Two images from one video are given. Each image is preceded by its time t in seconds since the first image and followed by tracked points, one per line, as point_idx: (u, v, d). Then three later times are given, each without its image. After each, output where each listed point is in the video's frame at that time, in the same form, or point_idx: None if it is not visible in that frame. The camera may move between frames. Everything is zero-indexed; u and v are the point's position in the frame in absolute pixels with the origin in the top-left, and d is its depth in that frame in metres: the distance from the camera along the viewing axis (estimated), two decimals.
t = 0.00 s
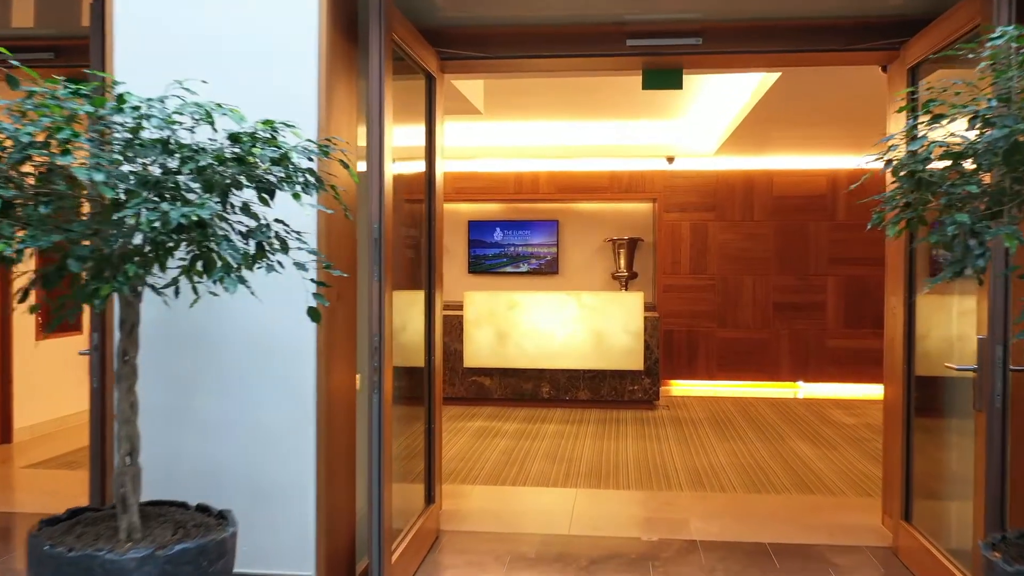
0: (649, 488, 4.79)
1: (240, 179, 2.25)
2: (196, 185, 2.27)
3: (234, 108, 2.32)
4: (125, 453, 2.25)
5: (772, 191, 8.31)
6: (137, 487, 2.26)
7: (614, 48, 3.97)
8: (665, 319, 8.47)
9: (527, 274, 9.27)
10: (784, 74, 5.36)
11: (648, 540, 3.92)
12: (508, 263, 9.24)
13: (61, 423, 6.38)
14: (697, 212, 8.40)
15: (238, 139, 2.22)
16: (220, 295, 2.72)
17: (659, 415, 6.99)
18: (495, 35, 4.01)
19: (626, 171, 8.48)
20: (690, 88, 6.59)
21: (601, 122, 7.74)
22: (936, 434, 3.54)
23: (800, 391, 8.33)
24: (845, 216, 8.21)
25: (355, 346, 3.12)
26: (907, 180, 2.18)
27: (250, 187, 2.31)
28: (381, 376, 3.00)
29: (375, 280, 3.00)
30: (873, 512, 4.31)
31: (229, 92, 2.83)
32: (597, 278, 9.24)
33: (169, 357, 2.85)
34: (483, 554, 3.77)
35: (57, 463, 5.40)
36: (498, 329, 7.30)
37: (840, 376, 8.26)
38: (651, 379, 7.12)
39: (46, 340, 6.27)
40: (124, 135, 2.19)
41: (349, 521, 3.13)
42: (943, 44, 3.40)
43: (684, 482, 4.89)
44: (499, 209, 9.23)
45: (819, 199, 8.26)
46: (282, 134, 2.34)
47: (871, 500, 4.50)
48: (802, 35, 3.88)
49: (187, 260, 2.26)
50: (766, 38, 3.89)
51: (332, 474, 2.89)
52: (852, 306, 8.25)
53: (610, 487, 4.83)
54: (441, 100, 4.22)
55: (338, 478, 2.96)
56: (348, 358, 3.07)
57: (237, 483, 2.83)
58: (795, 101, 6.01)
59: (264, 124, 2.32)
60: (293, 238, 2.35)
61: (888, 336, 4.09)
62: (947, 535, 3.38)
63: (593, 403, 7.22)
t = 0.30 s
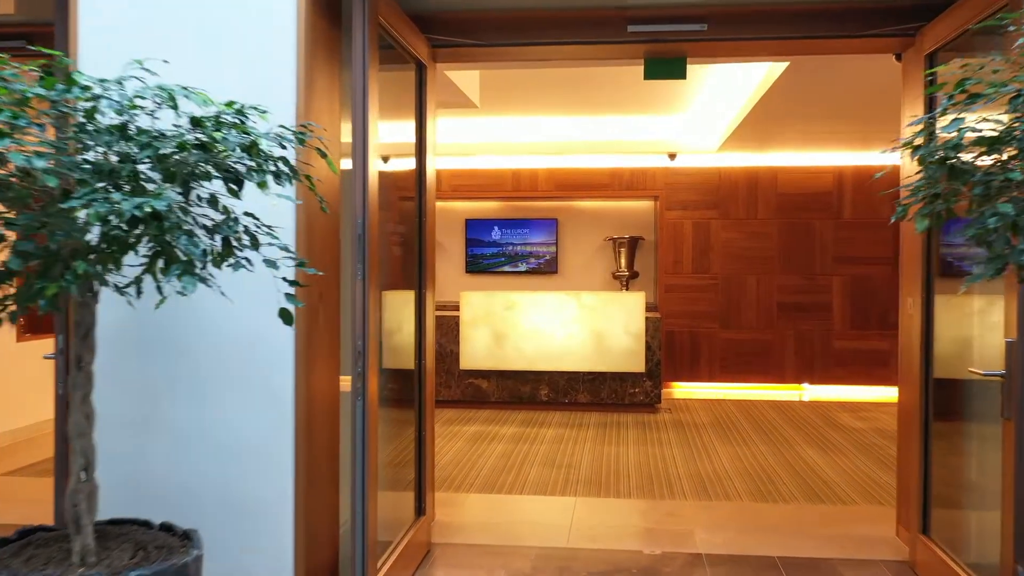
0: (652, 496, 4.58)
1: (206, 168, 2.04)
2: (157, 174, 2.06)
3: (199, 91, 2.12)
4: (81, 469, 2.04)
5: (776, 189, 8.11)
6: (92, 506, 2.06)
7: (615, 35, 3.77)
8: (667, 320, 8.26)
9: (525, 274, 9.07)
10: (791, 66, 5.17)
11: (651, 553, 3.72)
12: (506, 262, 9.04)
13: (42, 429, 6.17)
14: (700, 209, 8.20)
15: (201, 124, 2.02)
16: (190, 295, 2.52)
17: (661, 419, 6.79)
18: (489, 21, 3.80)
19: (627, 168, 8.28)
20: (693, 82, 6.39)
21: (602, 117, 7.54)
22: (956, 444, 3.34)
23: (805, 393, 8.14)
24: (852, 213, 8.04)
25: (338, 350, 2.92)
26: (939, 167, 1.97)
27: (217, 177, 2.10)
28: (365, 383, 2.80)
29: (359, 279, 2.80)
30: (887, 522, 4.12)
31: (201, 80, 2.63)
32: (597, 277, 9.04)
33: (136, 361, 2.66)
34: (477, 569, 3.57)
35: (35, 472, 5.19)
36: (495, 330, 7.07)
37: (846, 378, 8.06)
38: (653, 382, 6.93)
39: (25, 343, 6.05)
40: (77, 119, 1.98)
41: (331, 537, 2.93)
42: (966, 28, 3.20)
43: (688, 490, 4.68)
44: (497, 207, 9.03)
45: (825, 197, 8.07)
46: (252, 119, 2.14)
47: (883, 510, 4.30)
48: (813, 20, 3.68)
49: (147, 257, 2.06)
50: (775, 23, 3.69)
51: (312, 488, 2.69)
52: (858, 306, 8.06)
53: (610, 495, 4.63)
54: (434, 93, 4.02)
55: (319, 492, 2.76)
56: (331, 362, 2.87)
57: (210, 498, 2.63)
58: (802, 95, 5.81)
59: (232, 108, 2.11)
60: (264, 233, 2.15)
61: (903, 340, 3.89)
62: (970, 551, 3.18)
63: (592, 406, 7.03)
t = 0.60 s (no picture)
0: (651, 507, 4.40)
1: (160, 159, 1.84)
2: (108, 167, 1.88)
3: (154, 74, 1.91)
4: (22, 492, 1.82)
5: (779, 187, 7.92)
6: (35, 530, 1.87)
7: (613, 22, 3.58)
8: (666, 321, 8.06)
9: (522, 275, 8.88)
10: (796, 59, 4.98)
11: (651, 569, 3.53)
12: (503, 263, 8.85)
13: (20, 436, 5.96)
14: (700, 208, 8.01)
15: (153, 111, 1.82)
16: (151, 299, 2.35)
17: (661, 423, 6.61)
18: (479, 8, 3.61)
19: (626, 166, 8.09)
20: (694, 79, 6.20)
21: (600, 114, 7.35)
22: (974, 455, 3.15)
23: (809, 397, 7.97)
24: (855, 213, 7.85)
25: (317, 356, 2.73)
26: (972, 156, 1.79)
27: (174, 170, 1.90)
28: (344, 392, 2.61)
29: (337, 280, 2.60)
30: (898, 535, 3.93)
31: (165, 71, 2.43)
32: (596, 278, 8.85)
33: (97, 370, 2.49)
34: None
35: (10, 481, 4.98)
36: (491, 332, 6.86)
37: (849, 381, 7.89)
38: (653, 386, 6.75)
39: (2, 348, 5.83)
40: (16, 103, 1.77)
41: (311, 556, 2.74)
42: (987, 14, 3.01)
43: (689, 500, 4.50)
44: (494, 207, 8.84)
45: (829, 195, 7.87)
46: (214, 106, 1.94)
47: (894, 522, 4.11)
48: (821, 7, 3.49)
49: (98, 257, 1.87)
50: (781, 10, 3.49)
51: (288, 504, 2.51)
52: (863, 308, 7.87)
53: (608, 505, 4.44)
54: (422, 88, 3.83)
55: (297, 506, 2.57)
56: (308, 370, 2.68)
57: (178, 516, 2.46)
58: (808, 90, 5.62)
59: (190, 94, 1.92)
60: (227, 231, 1.95)
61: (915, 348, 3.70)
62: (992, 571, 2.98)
63: (591, 411, 6.83)
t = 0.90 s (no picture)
0: (648, 518, 4.20)
1: (98, 146, 1.64)
2: (39, 156, 1.68)
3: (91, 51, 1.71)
4: None
5: (781, 185, 7.73)
6: None
7: (609, 7, 3.38)
8: (665, 323, 7.86)
9: (518, 275, 8.69)
10: (799, 50, 4.79)
11: None
12: (498, 262, 8.65)
13: None
14: (700, 207, 7.82)
15: (88, 93, 1.63)
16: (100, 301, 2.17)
17: (660, 428, 6.41)
18: None
19: (624, 163, 7.89)
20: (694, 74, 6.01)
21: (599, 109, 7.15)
22: (990, 463, 2.95)
23: (811, 400, 7.79)
24: (859, 211, 7.67)
25: (288, 363, 2.54)
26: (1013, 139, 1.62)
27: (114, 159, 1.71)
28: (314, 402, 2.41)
29: (308, 281, 2.40)
30: (907, 548, 3.74)
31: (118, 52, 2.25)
32: (593, 278, 8.66)
33: (48, 377, 2.32)
34: None
35: None
36: (484, 334, 6.66)
37: (852, 384, 7.71)
38: (651, 389, 6.58)
39: None
40: None
41: None
42: None
43: (688, 510, 4.31)
44: (489, 205, 8.65)
45: (832, 193, 7.68)
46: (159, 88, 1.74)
47: (902, 534, 3.92)
48: None
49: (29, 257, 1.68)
50: None
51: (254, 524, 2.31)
52: (867, 309, 7.69)
53: (604, 516, 4.25)
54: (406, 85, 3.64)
55: (265, 528, 2.38)
56: (279, 378, 2.49)
57: (134, 535, 2.29)
58: (813, 84, 5.43)
59: (135, 74, 1.73)
60: (175, 227, 1.76)
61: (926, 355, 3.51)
62: None
63: (587, 414, 6.66)
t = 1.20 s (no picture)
0: (645, 530, 4.01)
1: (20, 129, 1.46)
2: None
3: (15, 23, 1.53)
4: None
5: (781, 183, 7.54)
6: None
7: None
8: (663, 324, 7.67)
9: (512, 275, 8.50)
10: (801, 41, 4.61)
11: None
12: (492, 262, 8.46)
13: None
14: (698, 205, 7.64)
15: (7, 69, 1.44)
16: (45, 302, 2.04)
17: (657, 433, 6.23)
18: None
19: (620, 160, 7.69)
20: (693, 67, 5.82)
21: (594, 105, 6.96)
22: (1008, 475, 2.77)
23: (812, 404, 7.62)
24: (861, 210, 7.49)
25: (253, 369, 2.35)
26: None
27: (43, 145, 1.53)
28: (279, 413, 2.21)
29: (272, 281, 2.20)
30: (915, 563, 3.55)
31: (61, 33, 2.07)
32: (588, 279, 8.47)
33: None
34: None
35: None
36: (476, 336, 6.46)
37: (854, 387, 7.53)
38: (648, 393, 6.39)
39: None
40: None
41: None
42: None
43: (686, 521, 4.13)
44: (483, 204, 8.46)
45: (834, 192, 7.50)
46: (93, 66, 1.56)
47: (909, 548, 3.73)
48: None
49: None
50: None
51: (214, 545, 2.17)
52: (869, 310, 7.51)
53: (598, 528, 4.06)
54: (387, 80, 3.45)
55: (229, 543, 2.23)
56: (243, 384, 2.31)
57: (89, 548, 2.15)
58: (815, 77, 5.24)
59: (64, 50, 1.55)
60: (113, 221, 1.58)
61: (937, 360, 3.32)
62: None
63: (582, 419, 6.48)
